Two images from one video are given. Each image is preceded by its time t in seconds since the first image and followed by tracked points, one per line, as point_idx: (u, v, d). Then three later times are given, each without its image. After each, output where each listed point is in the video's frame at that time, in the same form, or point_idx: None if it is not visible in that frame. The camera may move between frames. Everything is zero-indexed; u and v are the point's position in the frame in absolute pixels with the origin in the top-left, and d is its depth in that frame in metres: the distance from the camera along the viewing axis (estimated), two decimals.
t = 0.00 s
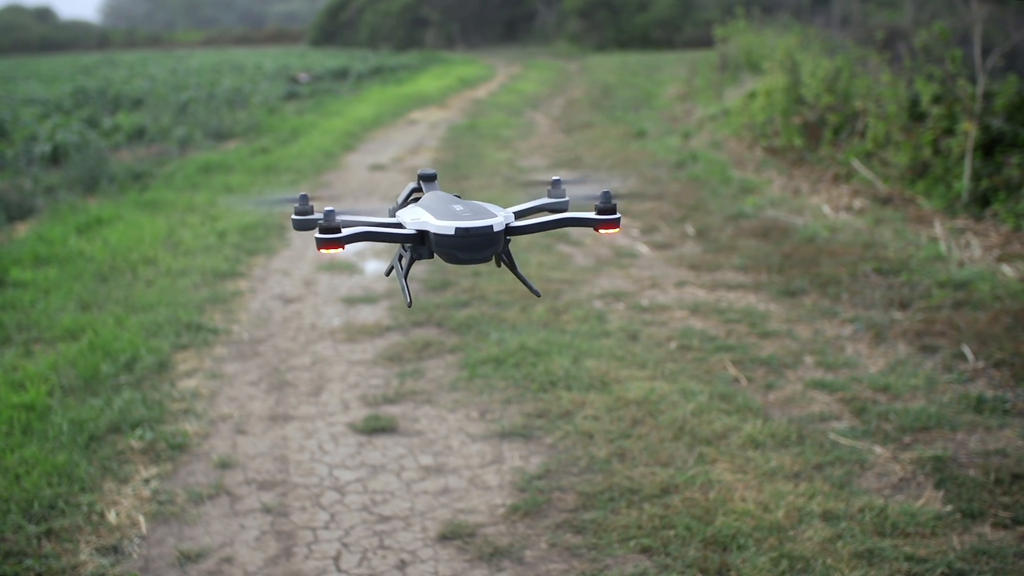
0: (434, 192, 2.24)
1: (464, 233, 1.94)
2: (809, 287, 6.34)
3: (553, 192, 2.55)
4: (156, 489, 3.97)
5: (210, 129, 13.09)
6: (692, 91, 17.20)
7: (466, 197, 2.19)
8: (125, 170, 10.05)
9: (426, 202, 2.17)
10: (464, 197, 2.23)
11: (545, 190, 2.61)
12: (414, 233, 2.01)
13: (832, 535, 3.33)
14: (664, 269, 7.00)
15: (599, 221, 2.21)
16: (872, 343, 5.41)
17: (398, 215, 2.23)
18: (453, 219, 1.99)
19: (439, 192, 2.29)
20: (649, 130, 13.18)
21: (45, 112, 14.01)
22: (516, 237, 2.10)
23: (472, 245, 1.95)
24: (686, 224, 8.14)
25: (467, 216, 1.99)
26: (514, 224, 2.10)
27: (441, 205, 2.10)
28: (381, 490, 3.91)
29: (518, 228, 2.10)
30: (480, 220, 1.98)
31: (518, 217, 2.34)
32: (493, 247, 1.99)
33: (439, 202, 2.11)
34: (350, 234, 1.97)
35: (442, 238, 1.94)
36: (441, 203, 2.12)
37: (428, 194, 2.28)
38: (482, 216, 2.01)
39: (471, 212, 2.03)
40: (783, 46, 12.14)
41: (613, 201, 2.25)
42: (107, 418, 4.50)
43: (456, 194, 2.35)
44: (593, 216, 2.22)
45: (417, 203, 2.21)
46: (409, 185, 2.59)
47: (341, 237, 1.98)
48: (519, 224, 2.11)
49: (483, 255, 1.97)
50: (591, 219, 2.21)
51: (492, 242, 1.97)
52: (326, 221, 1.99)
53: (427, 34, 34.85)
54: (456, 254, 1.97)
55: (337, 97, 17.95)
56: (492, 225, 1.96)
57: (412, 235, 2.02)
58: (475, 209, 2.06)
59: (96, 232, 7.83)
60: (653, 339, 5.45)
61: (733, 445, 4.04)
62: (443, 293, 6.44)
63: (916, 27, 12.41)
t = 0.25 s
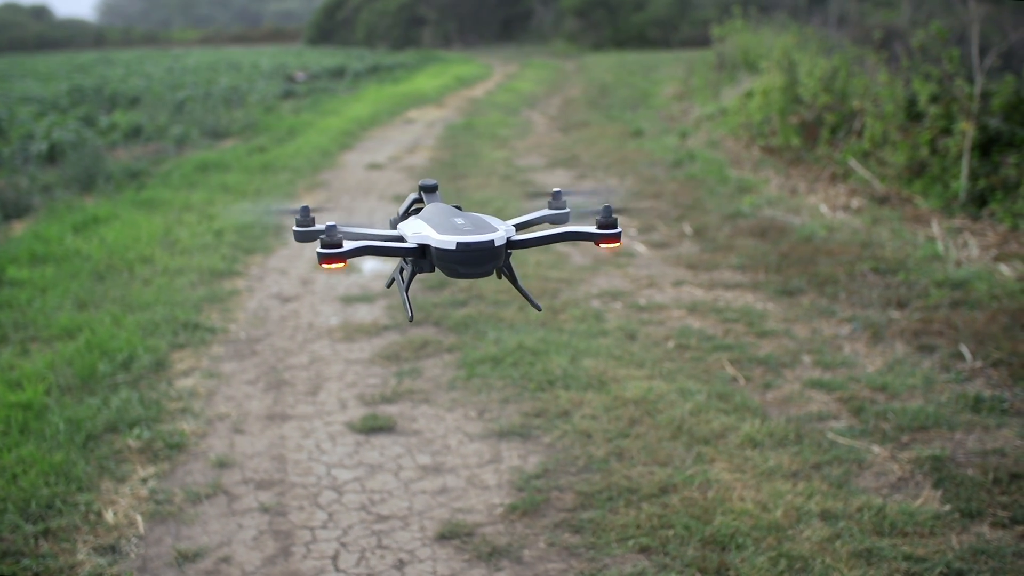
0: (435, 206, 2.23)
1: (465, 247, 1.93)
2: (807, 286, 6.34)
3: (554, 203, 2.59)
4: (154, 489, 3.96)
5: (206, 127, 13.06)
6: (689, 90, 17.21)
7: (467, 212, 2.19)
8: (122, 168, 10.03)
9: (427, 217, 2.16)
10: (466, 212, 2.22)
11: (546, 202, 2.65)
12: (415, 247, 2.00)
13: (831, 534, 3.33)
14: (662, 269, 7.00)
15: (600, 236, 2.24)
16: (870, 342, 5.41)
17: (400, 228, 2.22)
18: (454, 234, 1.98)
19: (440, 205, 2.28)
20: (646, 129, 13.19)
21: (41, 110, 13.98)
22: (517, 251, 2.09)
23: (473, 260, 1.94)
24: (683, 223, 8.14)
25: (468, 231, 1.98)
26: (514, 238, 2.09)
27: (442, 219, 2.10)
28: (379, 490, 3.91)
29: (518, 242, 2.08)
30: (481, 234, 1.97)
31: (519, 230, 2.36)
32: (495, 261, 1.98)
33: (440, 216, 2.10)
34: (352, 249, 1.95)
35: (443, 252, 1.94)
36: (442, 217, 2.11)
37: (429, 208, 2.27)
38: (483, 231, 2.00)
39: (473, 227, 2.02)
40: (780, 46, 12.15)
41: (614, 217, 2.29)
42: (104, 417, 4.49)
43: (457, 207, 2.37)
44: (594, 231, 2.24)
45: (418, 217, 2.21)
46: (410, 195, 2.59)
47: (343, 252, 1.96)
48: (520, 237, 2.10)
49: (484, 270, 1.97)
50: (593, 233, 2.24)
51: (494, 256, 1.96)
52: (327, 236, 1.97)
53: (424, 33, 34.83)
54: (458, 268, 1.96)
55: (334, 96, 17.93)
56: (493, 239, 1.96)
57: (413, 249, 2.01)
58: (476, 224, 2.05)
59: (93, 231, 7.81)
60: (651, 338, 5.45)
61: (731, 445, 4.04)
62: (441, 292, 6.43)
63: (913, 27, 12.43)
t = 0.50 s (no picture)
0: (436, 217, 2.22)
1: (466, 261, 1.92)
2: (804, 282, 6.34)
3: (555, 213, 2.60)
4: (151, 483, 3.96)
5: (203, 123, 13.03)
6: (685, 86, 17.21)
7: (469, 223, 2.17)
8: (118, 164, 10.00)
9: (428, 228, 2.15)
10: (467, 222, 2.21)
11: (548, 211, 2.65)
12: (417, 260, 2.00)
13: (828, 529, 3.33)
14: (659, 264, 7.00)
15: (600, 250, 2.21)
16: (868, 337, 5.42)
17: (401, 239, 2.21)
18: (455, 246, 1.97)
19: (441, 216, 2.26)
20: (643, 125, 13.18)
21: (37, 106, 13.93)
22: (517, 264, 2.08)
23: (474, 273, 1.93)
24: (680, 219, 8.13)
25: (469, 244, 1.97)
26: (515, 251, 2.08)
27: (443, 231, 2.09)
28: (377, 484, 3.90)
29: (519, 255, 2.07)
30: (482, 247, 1.96)
31: (519, 241, 2.35)
32: (496, 275, 1.97)
33: (441, 228, 2.09)
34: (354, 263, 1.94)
35: (444, 266, 1.93)
36: (443, 229, 2.10)
37: (431, 218, 2.27)
38: (484, 243, 1.99)
39: (473, 239, 2.01)
40: (777, 42, 12.15)
41: (614, 229, 2.26)
42: (101, 412, 4.48)
43: (458, 217, 2.35)
44: (594, 244, 2.22)
45: (419, 228, 2.20)
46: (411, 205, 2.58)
47: (344, 266, 1.95)
48: (520, 250, 2.09)
49: (486, 283, 1.96)
50: (593, 246, 2.21)
51: (495, 269, 1.95)
52: (328, 250, 1.96)
53: (421, 29, 34.77)
54: (458, 281, 1.95)
55: (330, 92, 17.89)
56: (494, 252, 1.95)
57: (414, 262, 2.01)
58: (477, 236, 2.04)
59: (89, 226, 7.79)
60: (648, 333, 5.45)
61: (729, 440, 4.04)
62: (438, 288, 6.43)
63: (909, 23, 12.44)
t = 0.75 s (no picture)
0: (437, 222, 2.21)
1: (469, 268, 1.92)
2: (801, 269, 6.34)
3: (556, 218, 2.58)
4: (149, 470, 3.95)
5: (200, 111, 12.97)
6: (683, 75, 17.16)
7: (471, 228, 2.17)
8: (115, 151, 9.95)
9: (429, 233, 2.14)
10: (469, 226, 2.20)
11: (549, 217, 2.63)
12: (419, 266, 2.00)
13: (826, 516, 3.34)
14: (657, 252, 6.99)
15: (601, 256, 2.20)
16: (865, 325, 5.42)
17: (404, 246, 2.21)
18: (456, 254, 1.97)
19: (443, 220, 2.25)
20: (641, 113, 13.14)
21: (33, 93, 13.85)
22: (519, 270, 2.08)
23: (476, 280, 1.94)
24: (678, 207, 8.12)
25: (471, 250, 1.97)
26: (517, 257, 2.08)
27: (444, 237, 2.08)
28: (374, 471, 3.90)
29: (521, 261, 2.07)
30: (484, 254, 1.96)
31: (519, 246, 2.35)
32: (498, 282, 1.97)
33: (444, 234, 2.09)
34: (357, 271, 1.95)
35: (447, 272, 1.93)
36: (444, 234, 2.10)
37: (432, 223, 2.25)
38: (486, 250, 1.99)
39: (475, 246, 2.00)
40: (775, 29, 12.10)
41: (615, 236, 2.24)
42: (98, 399, 4.48)
43: (461, 223, 2.34)
44: (596, 250, 2.20)
45: (420, 233, 2.19)
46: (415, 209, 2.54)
47: (348, 273, 1.96)
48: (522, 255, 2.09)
49: (488, 290, 1.96)
50: (595, 253, 2.20)
51: (497, 276, 1.96)
52: (332, 257, 1.97)
53: (418, 17, 34.60)
54: (461, 288, 1.96)
55: (327, 79, 17.80)
56: (497, 259, 1.95)
57: (417, 269, 2.01)
58: (479, 242, 2.03)
59: (86, 213, 7.76)
60: (646, 321, 5.45)
61: (726, 427, 4.04)
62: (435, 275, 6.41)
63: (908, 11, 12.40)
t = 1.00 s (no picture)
0: (438, 228, 2.16)
1: (469, 278, 1.88)
2: (798, 255, 6.34)
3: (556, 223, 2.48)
4: (145, 455, 3.95)
5: (194, 97, 12.89)
6: (679, 61, 17.10)
7: (471, 235, 2.12)
8: (109, 138, 9.89)
9: (429, 241, 2.10)
10: (469, 233, 2.16)
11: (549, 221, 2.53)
12: (420, 275, 1.96)
13: (822, 500, 3.35)
14: (653, 238, 6.98)
15: (601, 265, 2.09)
16: (861, 310, 5.42)
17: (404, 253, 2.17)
18: (456, 262, 1.93)
19: (442, 227, 2.21)
20: (637, 99, 13.11)
21: (26, 80, 13.75)
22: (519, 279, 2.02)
23: (477, 289, 1.89)
24: (674, 193, 8.10)
25: (472, 259, 1.93)
26: (517, 266, 2.02)
27: (444, 245, 2.04)
28: (371, 456, 3.91)
29: (521, 270, 2.01)
30: (485, 263, 1.92)
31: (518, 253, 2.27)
32: (499, 290, 1.93)
33: (444, 241, 2.04)
34: (359, 281, 1.90)
35: (447, 282, 1.89)
36: (444, 241, 2.05)
37: (432, 229, 2.21)
38: (486, 259, 1.95)
39: (475, 254, 1.96)
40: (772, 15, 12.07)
41: (614, 244, 2.12)
42: (94, 385, 4.46)
43: (460, 229, 2.28)
44: (595, 259, 2.10)
45: (420, 239, 2.15)
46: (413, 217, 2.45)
47: (349, 283, 1.91)
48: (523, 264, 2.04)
49: (488, 299, 1.92)
50: (593, 261, 2.09)
51: (498, 285, 1.91)
52: (333, 267, 1.92)
53: (413, 3, 34.40)
54: (460, 298, 1.92)
55: (322, 66, 17.71)
56: (497, 268, 1.91)
57: (417, 277, 1.97)
58: (479, 251, 1.99)
59: (81, 199, 7.72)
60: (642, 306, 5.45)
61: (723, 412, 4.05)
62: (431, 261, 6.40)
63: None
